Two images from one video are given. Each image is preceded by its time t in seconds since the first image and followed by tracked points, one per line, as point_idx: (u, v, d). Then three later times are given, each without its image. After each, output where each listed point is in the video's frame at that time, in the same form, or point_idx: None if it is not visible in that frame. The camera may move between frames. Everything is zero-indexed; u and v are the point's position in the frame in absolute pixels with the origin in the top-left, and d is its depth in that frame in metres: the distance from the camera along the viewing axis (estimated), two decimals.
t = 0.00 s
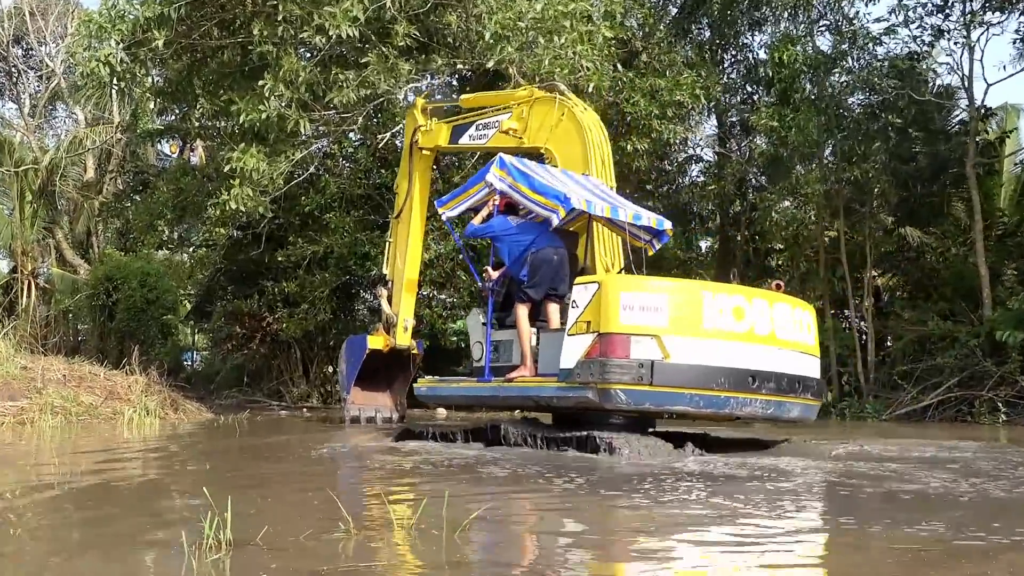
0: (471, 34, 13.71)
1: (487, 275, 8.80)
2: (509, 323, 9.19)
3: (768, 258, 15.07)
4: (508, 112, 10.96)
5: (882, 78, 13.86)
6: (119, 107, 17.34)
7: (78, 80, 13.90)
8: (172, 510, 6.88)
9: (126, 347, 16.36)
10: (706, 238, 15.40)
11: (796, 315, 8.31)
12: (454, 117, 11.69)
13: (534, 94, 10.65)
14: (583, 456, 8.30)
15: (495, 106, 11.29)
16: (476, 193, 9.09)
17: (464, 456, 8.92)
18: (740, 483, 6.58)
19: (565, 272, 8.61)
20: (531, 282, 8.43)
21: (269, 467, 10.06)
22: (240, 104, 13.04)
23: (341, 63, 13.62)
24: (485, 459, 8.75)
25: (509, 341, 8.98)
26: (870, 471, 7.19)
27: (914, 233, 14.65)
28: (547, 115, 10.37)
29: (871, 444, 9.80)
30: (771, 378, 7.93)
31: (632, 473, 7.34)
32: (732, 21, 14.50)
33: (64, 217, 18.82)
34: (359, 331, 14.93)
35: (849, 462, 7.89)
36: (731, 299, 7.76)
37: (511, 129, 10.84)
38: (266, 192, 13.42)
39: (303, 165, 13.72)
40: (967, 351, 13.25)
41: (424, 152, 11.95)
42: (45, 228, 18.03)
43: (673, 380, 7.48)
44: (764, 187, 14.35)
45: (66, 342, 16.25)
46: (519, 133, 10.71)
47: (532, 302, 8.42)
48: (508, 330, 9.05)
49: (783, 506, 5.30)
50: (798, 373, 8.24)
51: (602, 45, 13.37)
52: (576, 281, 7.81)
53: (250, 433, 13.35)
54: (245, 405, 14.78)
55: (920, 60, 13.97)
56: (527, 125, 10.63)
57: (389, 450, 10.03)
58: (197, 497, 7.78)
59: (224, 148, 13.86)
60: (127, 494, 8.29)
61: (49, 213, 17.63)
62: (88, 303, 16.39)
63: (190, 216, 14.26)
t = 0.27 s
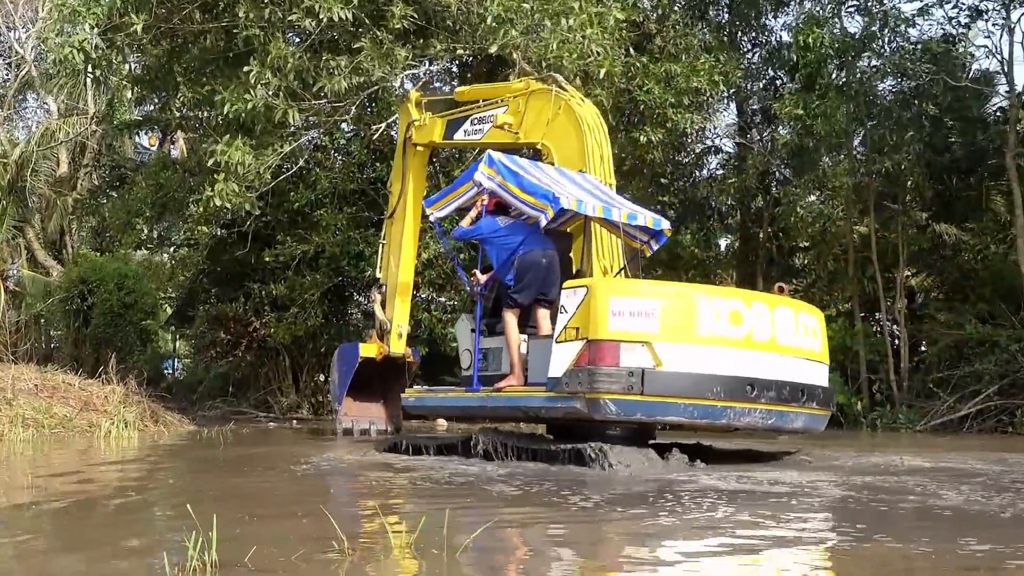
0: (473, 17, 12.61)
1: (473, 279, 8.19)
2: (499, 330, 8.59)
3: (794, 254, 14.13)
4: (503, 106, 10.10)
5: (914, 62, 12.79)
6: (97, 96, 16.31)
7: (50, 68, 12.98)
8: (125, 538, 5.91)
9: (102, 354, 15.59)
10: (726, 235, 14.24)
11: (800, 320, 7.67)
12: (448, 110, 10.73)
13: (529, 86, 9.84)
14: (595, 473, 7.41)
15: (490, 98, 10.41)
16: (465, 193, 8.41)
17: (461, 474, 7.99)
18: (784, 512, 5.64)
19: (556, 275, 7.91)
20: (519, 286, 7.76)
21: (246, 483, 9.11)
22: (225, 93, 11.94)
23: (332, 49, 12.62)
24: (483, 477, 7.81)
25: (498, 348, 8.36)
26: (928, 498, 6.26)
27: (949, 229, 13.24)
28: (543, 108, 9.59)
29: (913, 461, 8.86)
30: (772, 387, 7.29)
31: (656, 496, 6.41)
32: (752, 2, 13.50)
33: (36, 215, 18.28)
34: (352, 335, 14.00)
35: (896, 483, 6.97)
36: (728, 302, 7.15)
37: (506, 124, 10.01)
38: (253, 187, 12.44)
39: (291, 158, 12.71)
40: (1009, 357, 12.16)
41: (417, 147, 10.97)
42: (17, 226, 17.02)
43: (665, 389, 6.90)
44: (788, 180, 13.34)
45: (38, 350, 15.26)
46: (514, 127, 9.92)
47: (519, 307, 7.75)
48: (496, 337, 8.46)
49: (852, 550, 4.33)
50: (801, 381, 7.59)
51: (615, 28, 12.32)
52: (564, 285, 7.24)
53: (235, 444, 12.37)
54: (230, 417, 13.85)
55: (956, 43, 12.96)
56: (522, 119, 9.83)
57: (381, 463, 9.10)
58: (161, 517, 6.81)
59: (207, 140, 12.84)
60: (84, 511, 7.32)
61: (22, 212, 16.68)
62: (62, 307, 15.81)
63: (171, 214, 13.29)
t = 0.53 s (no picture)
0: None
1: (463, 280, 7.78)
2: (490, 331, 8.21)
3: (816, 249, 13.42)
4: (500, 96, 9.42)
5: (944, 46, 11.97)
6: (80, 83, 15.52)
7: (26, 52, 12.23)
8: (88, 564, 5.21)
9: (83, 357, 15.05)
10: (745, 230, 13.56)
11: (805, 323, 7.23)
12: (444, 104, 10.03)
13: (528, 76, 9.16)
14: (608, 490, 6.80)
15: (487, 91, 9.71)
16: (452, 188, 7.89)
17: (458, 486, 7.35)
18: (835, 540, 4.97)
19: (549, 276, 7.50)
20: (509, 287, 7.35)
21: (228, 493, 8.45)
22: (211, 80, 11.07)
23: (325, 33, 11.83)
24: (482, 488, 7.16)
25: (489, 352, 7.95)
26: (983, 523, 5.60)
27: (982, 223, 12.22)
28: (542, 100, 8.91)
29: (948, 472, 8.20)
30: (771, 392, 6.87)
31: (684, 516, 5.75)
32: None
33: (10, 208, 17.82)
34: (348, 336, 13.40)
35: (943, 500, 6.32)
36: (724, 302, 6.77)
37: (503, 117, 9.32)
38: (242, 180, 11.71)
39: (283, 149, 11.94)
40: None
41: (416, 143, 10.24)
42: None
43: (657, 393, 6.53)
44: (810, 172, 12.57)
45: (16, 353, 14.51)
46: (510, 120, 9.21)
47: (511, 309, 7.35)
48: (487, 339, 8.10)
49: None
50: (803, 385, 7.14)
51: (628, 9, 11.50)
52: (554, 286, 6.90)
53: (224, 449, 11.69)
54: (219, 423, 13.20)
55: (990, 25, 12.14)
56: (519, 111, 9.14)
57: (377, 473, 8.45)
58: (134, 535, 6.12)
59: (194, 130, 12.08)
60: (50, 524, 6.63)
61: None
62: (40, 308, 15.24)
63: (156, 209, 12.58)
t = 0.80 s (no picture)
0: None
1: (459, 280, 7.76)
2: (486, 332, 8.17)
3: (830, 247, 13.24)
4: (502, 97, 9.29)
5: (962, 41, 11.79)
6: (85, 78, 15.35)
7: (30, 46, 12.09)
8: (89, 565, 5.05)
9: (88, 354, 15.00)
10: (757, 228, 13.50)
11: (798, 323, 7.09)
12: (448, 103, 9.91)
13: (529, 76, 9.03)
14: (618, 491, 6.67)
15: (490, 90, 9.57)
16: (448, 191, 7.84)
17: (464, 488, 7.19)
18: (859, 544, 4.79)
19: (542, 275, 7.46)
20: (503, 288, 7.33)
21: (231, 493, 8.30)
22: (216, 75, 10.91)
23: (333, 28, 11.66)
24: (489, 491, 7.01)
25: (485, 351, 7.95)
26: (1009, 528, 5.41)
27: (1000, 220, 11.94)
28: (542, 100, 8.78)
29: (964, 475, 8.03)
30: (762, 393, 6.73)
31: (700, 518, 5.58)
32: None
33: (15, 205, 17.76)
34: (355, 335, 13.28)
35: (964, 504, 6.15)
36: (713, 302, 6.64)
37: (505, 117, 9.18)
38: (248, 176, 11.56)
39: (289, 144, 11.78)
40: None
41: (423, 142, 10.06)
42: None
43: (645, 393, 6.40)
44: (825, 168, 12.36)
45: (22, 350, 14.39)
46: (511, 121, 9.11)
47: (504, 310, 7.32)
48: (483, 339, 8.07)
49: None
50: (795, 385, 6.98)
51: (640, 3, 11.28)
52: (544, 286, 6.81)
53: (229, 448, 11.57)
54: (225, 422, 13.08)
55: (1009, 19, 11.91)
56: (521, 112, 9.03)
57: (383, 473, 8.32)
58: (137, 535, 5.97)
59: (200, 125, 11.92)
60: (52, 523, 6.48)
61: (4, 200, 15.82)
62: (46, 304, 15.31)
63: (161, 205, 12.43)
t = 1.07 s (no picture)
0: None
1: (457, 282, 7.82)
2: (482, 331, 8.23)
3: (839, 247, 13.22)
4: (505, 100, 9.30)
5: (974, 41, 11.70)
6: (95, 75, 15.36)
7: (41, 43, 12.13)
8: (102, 561, 5.06)
9: (97, 351, 15.07)
10: (766, 227, 13.67)
11: (787, 324, 7.17)
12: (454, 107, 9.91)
13: (530, 79, 9.04)
14: (624, 490, 6.70)
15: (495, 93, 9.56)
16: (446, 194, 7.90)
17: (471, 485, 7.21)
18: (872, 546, 4.80)
19: (538, 277, 7.54)
20: (498, 289, 7.39)
21: (239, 488, 8.33)
22: (224, 75, 10.90)
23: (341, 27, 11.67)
24: (496, 489, 7.02)
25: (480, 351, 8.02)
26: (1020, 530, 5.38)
27: (1010, 221, 11.79)
28: (543, 104, 8.77)
29: (971, 476, 8.02)
30: (751, 393, 6.83)
31: (711, 518, 5.60)
32: None
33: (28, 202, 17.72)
34: (363, 334, 13.31)
35: (974, 506, 6.12)
36: (702, 303, 6.75)
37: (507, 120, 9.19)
38: (257, 174, 11.61)
39: (298, 143, 11.82)
40: None
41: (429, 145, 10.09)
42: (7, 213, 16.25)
43: (634, 393, 6.50)
44: (835, 168, 12.33)
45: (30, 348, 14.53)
46: (513, 124, 9.10)
47: (501, 311, 7.39)
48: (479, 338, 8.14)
49: None
50: (784, 386, 7.07)
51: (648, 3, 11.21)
52: (537, 288, 6.89)
53: (237, 445, 11.61)
54: (233, 419, 13.12)
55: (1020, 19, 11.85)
56: (523, 115, 9.02)
57: (391, 470, 8.34)
58: (149, 531, 5.98)
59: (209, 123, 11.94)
60: (63, 519, 6.51)
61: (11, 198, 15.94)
62: (55, 301, 15.39)
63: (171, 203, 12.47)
